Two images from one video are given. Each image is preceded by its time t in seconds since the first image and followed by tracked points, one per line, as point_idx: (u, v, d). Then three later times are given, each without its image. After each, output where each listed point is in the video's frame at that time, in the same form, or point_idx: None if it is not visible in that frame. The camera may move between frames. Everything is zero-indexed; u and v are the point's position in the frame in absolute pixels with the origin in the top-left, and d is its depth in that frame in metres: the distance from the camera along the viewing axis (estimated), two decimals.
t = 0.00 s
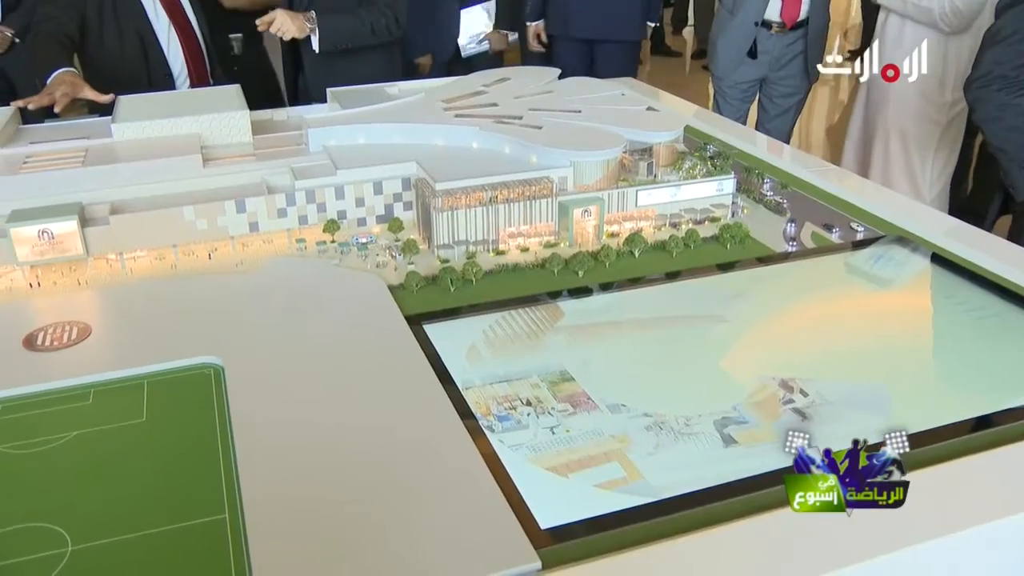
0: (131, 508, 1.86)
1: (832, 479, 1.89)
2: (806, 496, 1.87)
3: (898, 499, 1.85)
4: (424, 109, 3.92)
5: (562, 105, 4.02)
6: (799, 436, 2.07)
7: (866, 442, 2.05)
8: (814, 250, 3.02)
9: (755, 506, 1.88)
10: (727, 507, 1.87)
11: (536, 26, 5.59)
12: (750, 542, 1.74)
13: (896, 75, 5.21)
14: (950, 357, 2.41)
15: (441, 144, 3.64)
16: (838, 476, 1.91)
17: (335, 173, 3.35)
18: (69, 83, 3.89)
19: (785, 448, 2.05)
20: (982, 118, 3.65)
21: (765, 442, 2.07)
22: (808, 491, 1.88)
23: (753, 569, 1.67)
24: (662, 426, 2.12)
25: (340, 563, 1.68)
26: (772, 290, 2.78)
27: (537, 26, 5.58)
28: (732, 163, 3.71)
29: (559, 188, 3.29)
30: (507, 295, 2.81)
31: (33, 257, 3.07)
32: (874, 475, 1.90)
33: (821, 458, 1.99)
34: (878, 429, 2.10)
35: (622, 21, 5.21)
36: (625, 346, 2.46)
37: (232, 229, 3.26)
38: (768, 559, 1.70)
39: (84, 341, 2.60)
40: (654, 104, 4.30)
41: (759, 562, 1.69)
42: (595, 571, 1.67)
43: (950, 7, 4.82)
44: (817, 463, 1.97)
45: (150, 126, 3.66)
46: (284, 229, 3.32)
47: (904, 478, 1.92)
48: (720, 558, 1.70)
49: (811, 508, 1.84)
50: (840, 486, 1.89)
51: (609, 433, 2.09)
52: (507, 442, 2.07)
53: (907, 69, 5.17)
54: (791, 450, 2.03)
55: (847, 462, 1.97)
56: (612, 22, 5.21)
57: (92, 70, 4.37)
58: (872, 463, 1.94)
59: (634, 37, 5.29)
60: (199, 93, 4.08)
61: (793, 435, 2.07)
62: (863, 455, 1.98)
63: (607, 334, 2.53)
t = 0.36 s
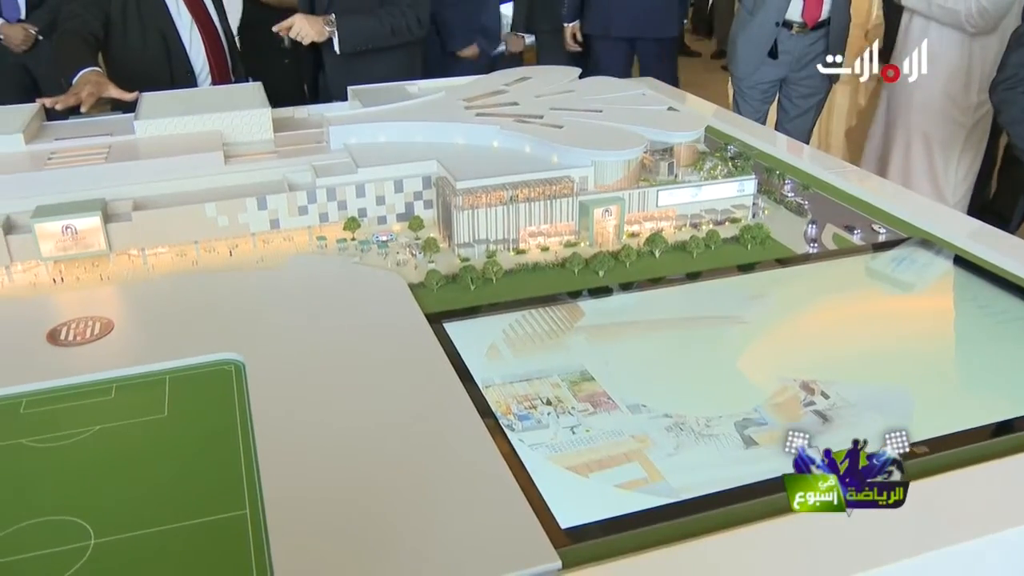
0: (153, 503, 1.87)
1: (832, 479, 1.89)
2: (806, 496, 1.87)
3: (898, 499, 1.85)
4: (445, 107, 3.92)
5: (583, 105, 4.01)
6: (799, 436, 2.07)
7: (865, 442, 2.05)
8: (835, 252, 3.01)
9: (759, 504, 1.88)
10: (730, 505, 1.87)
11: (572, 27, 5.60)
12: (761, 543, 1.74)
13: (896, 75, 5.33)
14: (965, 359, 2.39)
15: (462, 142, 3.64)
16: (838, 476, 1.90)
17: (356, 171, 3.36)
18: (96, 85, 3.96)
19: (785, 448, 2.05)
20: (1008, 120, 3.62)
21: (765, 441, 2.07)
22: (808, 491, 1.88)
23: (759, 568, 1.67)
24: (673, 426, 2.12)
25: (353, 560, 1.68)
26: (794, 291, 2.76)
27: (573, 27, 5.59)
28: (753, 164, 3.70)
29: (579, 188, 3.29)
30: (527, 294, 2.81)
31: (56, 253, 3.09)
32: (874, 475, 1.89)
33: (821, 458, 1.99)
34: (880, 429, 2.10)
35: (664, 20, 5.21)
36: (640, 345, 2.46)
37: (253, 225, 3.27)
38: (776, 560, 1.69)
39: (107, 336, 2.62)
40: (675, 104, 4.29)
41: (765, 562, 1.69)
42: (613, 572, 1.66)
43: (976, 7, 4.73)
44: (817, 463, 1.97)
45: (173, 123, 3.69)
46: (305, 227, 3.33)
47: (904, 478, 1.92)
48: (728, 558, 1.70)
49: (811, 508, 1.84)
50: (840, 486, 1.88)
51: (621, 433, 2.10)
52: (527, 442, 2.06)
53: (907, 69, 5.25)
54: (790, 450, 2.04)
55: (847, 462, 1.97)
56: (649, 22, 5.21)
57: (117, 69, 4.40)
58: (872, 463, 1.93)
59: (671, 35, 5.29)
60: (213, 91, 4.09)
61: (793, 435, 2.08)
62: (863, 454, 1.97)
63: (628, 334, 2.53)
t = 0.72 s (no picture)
0: (181, 495, 1.88)
1: (832, 479, 1.89)
2: (806, 496, 1.88)
3: (897, 499, 1.85)
4: (471, 106, 3.93)
5: (610, 105, 4.00)
6: (799, 436, 2.07)
7: (865, 441, 2.05)
8: (861, 254, 2.99)
9: (762, 502, 1.88)
10: (734, 503, 1.87)
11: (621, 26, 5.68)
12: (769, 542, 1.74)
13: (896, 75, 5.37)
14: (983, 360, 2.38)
15: (488, 140, 3.64)
16: (838, 476, 1.90)
17: (383, 168, 3.37)
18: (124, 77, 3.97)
19: (785, 448, 2.04)
20: None
21: (766, 438, 2.07)
22: (808, 491, 1.88)
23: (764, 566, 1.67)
24: (682, 423, 2.13)
25: (366, 554, 1.70)
26: (820, 293, 2.75)
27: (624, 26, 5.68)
28: (781, 164, 3.68)
29: (606, 187, 3.28)
30: (554, 292, 2.81)
31: (87, 247, 3.11)
32: (874, 475, 1.90)
33: (821, 458, 1.98)
34: (882, 429, 2.10)
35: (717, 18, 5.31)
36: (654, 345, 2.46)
37: (280, 222, 3.28)
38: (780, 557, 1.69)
39: (135, 330, 2.64)
40: (702, 104, 4.27)
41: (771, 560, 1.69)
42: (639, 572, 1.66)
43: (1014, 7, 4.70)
44: (816, 463, 1.96)
45: (201, 120, 3.71)
46: (332, 223, 3.34)
47: (904, 477, 1.93)
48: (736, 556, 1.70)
49: (811, 508, 1.85)
50: (840, 486, 1.88)
51: (633, 432, 2.10)
52: (554, 441, 2.06)
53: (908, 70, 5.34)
54: (791, 450, 2.03)
55: (846, 462, 1.96)
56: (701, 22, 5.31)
57: (145, 64, 4.43)
58: (872, 463, 1.93)
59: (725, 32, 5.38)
60: (235, 88, 4.10)
61: (793, 435, 2.08)
62: (863, 454, 1.97)
63: (654, 334, 2.52)
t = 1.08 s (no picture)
0: (214, 488, 1.89)
1: (832, 478, 1.89)
2: (806, 496, 1.87)
3: (897, 499, 1.86)
4: (502, 104, 3.93)
5: (641, 104, 3.99)
6: (799, 436, 2.06)
7: (864, 442, 2.04)
8: (895, 257, 2.97)
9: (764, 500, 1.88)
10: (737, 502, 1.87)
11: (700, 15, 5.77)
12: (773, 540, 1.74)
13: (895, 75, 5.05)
14: (1001, 362, 2.37)
15: (520, 139, 3.64)
16: (837, 475, 1.90)
17: (415, 166, 3.37)
18: (162, 75, 4.06)
19: (785, 447, 2.04)
20: None
21: (767, 437, 2.07)
22: (808, 490, 1.88)
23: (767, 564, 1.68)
24: (690, 421, 2.13)
25: (376, 545, 1.71)
26: (852, 296, 2.73)
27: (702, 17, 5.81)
28: (814, 167, 3.66)
29: (637, 187, 3.27)
30: (584, 292, 2.80)
31: (121, 241, 3.16)
32: (874, 475, 1.90)
33: (820, 458, 1.97)
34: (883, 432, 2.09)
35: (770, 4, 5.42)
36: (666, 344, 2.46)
37: (312, 218, 3.30)
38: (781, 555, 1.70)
39: (168, 324, 2.67)
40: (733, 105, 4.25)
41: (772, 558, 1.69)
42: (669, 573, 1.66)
43: None
44: (816, 463, 1.95)
45: (233, 116, 3.73)
46: (362, 220, 3.35)
47: (904, 477, 1.93)
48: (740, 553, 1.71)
49: (812, 509, 1.85)
50: (839, 485, 1.88)
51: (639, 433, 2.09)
52: (584, 441, 2.06)
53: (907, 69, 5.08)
54: (790, 450, 2.03)
55: (846, 462, 1.94)
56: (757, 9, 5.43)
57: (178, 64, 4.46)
58: (872, 463, 1.93)
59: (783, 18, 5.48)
60: (263, 85, 4.12)
61: (792, 435, 2.07)
62: (862, 454, 1.95)
63: (685, 335, 2.51)
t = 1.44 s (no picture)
0: (250, 482, 1.91)
1: (831, 479, 1.91)
2: (806, 496, 1.88)
3: (897, 499, 1.88)
4: (536, 103, 3.94)
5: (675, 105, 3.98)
6: (799, 436, 2.06)
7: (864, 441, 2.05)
8: (932, 261, 2.94)
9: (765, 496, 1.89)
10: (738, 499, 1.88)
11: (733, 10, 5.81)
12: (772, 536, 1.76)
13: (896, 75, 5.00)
14: None
15: (554, 138, 3.64)
16: (838, 475, 1.92)
17: (449, 164, 3.38)
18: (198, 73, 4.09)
19: (785, 448, 2.03)
20: None
21: (768, 437, 2.07)
22: (808, 490, 1.89)
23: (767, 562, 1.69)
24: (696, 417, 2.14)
25: (388, 537, 1.74)
26: (888, 300, 2.71)
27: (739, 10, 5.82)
28: (849, 169, 3.62)
29: (671, 187, 3.27)
30: (617, 292, 2.80)
31: (156, 235, 3.20)
32: (874, 474, 1.92)
33: (820, 458, 1.98)
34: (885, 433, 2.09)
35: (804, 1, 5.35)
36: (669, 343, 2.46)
37: (345, 215, 3.31)
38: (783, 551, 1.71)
39: (202, 318, 2.69)
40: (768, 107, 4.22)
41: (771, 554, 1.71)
42: None
43: None
44: (815, 463, 1.96)
45: (269, 113, 3.76)
46: (396, 218, 3.36)
47: (904, 477, 1.94)
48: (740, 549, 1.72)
49: (812, 509, 1.86)
50: (840, 486, 1.90)
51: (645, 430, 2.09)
52: (616, 441, 2.05)
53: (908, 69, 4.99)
54: (790, 450, 2.02)
55: (846, 462, 1.97)
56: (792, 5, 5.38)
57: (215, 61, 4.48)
58: (872, 462, 1.95)
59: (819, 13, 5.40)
60: (306, 81, 4.15)
61: (793, 436, 2.06)
62: (862, 454, 1.98)
63: (718, 337, 2.50)
